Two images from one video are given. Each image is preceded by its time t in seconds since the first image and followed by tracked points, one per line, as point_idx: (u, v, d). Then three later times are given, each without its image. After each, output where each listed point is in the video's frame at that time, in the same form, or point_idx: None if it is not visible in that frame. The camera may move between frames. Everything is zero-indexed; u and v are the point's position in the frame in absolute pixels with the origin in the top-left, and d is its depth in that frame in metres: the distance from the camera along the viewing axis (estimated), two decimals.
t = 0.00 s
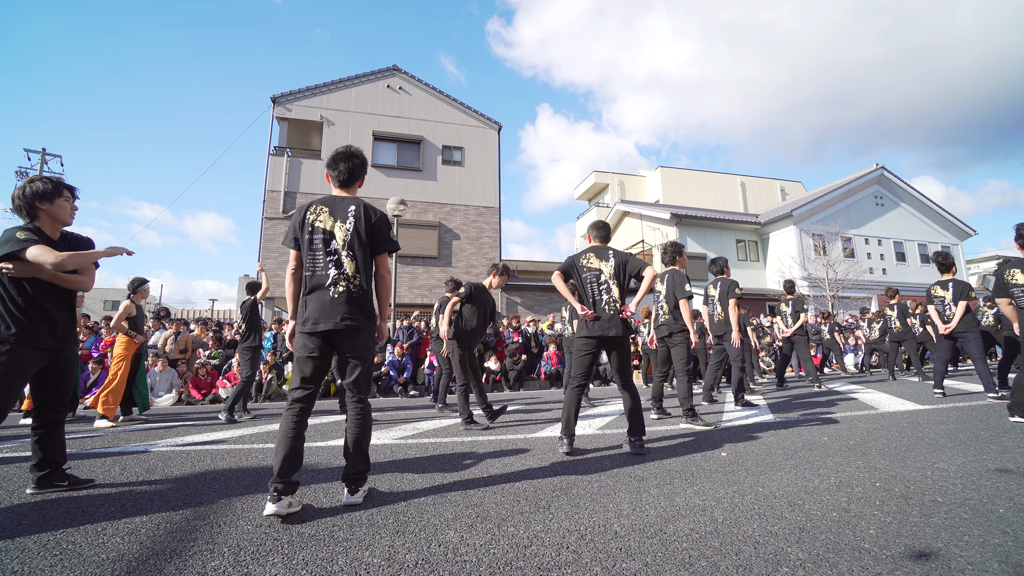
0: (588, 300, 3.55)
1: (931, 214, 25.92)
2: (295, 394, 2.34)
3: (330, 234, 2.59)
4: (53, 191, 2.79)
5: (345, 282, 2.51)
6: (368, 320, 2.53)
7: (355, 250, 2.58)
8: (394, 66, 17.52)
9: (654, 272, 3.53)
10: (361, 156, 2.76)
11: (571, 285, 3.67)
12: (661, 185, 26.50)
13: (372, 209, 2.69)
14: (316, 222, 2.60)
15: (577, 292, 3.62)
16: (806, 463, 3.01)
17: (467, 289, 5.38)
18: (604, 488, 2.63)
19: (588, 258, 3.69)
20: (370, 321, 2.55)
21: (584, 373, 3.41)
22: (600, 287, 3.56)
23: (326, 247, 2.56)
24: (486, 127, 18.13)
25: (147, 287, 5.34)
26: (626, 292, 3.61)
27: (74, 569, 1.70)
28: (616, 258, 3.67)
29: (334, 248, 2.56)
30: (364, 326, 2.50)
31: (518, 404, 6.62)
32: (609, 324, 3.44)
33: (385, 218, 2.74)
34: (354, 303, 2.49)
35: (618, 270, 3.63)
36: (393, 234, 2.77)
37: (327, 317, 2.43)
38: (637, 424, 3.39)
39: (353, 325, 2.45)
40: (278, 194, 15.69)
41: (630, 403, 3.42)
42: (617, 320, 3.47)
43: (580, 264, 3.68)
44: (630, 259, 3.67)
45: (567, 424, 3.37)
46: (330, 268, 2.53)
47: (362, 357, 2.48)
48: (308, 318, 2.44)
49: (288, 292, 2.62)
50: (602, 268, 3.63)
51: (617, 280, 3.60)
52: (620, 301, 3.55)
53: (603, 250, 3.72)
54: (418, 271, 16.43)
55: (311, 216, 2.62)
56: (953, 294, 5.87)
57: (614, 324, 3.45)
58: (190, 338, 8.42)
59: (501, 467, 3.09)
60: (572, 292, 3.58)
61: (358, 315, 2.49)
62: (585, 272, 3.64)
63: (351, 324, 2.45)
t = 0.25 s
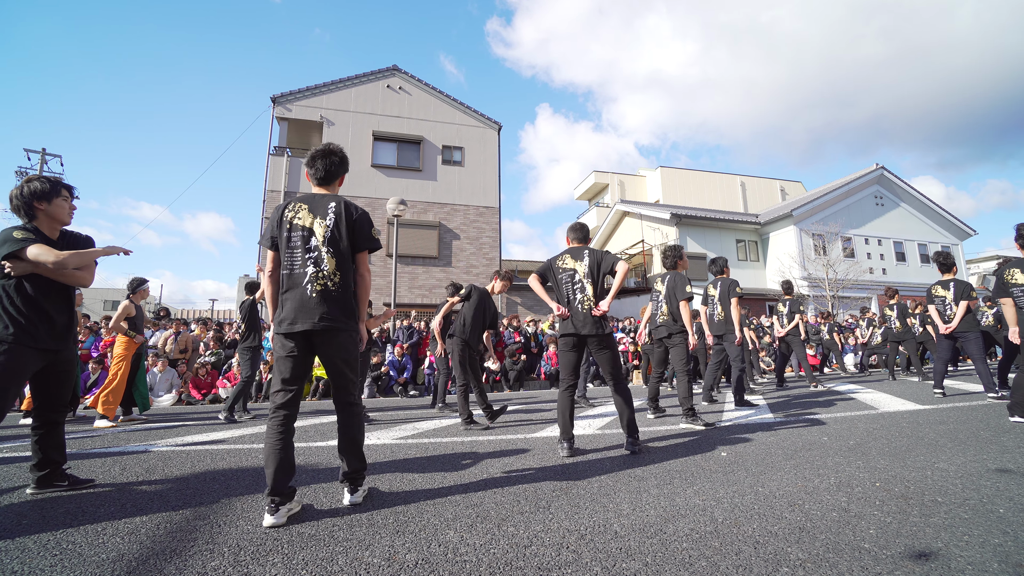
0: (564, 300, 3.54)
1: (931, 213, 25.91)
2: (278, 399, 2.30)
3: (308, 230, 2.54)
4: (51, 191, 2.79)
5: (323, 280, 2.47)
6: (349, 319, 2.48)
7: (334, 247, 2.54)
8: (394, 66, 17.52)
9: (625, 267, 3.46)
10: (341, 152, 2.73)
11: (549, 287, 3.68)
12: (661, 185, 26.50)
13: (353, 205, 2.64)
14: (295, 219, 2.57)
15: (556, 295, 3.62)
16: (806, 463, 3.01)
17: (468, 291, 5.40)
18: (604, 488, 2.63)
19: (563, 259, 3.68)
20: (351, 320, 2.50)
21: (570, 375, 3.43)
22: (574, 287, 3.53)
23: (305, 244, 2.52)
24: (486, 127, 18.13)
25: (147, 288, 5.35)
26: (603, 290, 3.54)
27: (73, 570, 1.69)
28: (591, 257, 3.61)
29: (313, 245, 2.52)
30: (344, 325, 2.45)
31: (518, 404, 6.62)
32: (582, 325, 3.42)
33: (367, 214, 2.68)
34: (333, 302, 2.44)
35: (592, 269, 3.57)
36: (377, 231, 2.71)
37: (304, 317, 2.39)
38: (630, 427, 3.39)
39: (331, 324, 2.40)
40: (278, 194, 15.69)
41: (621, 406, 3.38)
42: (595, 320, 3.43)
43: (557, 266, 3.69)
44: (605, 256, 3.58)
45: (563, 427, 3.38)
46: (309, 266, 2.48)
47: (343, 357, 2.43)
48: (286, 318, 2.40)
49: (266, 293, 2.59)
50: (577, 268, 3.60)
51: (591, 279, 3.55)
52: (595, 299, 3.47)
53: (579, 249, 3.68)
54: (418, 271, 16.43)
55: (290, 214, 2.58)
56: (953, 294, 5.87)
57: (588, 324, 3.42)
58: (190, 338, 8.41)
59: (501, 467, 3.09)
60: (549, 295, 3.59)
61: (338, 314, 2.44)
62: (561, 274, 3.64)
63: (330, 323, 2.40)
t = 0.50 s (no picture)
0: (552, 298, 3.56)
1: (931, 213, 25.92)
2: (273, 401, 2.29)
3: (294, 228, 2.52)
4: (49, 191, 2.78)
5: (311, 278, 2.44)
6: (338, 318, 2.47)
7: (321, 244, 2.51)
8: (394, 66, 17.52)
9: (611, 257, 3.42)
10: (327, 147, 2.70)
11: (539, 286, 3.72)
12: (661, 185, 26.50)
13: (340, 200, 2.59)
14: (281, 216, 2.55)
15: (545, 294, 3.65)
16: (806, 463, 3.01)
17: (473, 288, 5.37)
18: (604, 488, 2.63)
19: (551, 258, 3.71)
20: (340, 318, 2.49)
21: (566, 372, 3.42)
22: (561, 284, 3.55)
23: (291, 242, 2.50)
24: (486, 127, 18.13)
25: (147, 287, 5.34)
26: (590, 285, 3.50)
27: (73, 570, 1.69)
28: (578, 254, 3.60)
29: (300, 242, 2.50)
30: (333, 324, 2.44)
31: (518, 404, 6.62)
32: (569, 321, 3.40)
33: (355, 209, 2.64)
34: (322, 300, 2.43)
35: (579, 266, 3.55)
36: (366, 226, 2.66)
37: (293, 316, 2.37)
38: (610, 427, 3.27)
39: (320, 323, 2.39)
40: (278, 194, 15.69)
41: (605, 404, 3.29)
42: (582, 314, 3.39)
43: (546, 266, 3.73)
44: (590, 251, 3.56)
45: (562, 426, 3.38)
46: (296, 264, 2.47)
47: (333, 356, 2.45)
48: (274, 318, 2.39)
49: (251, 292, 2.58)
50: (563, 266, 3.61)
51: (577, 275, 3.53)
52: (582, 295, 3.46)
53: (566, 247, 3.70)
54: (418, 271, 16.43)
55: (275, 211, 2.56)
56: (953, 294, 5.87)
57: (575, 320, 3.38)
58: (190, 338, 8.40)
59: (501, 467, 3.09)
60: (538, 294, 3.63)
61: (327, 313, 2.43)
62: (549, 273, 3.68)
63: (318, 323, 2.38)
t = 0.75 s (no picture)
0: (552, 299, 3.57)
1: (931, 213, 25.92)
2: (272, 401, 2.30)
3: (286, 226, 2.52)
4: (50, 190, 2.78)
5: (301, 276, 2.43)
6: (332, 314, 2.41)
7: (311, 240, 2.48)
8: (394, 66, 17.52)
9: (610, 258, 3.42)
10: (320, 142, 2.68)
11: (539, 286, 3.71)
12: (661, 185, 26.50)
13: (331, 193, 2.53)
14: (275, 216, 2.57)
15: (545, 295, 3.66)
16: (806, 463, 3.01)
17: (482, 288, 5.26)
18: (604, 488, 2.63)
19: (551, 258, 3.70)
20: (335, 313, 2.43)
21: (564, 373, 3.42)
22: (561, 285, 3.55)
23: (284, 241, 2.50)
24: (486, 127, 18.13)
25: (148, 287, 5.34)
26: (591, 286, 3.49)
27: (73, 570, 1.69)
28: (578, 254, 3.61)
29: (290, 241, 2.50)
30: (327, 320, 2.39)
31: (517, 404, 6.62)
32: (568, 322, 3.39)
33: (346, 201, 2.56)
34: (312, 297, 2.39)
35: (578, 267, 3.56)
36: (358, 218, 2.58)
37: (285, 315, 2.36)
38: (590, 431, 3.16)
39: (312, 320, 2.36)
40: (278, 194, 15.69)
41: (593, 406, 3.24)
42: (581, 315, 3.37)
43: (545, 265, 3.72)
44: (591, 251, 3.57)
45: (562, 426, 3.38)
46: (288, 263, 2.47)
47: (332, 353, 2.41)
48: (269, 318, 2.41)
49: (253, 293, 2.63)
50: (563, 267, 3.62)
51: (577, 276, 3.53)
52: (581, 296, 3.46)
53: (566, 246, 3.69)
54: (418, 271, 16.43)
55: (269, 212, 2.59)
56: (954, 294, 5.87)
57: (574, 321, 3.37)
58: (190, 337, 8.35)
59: (501, 467, 3.09)
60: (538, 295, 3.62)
61: (319, 309, 2.39)
62: (549, 273, 3.67)
63: (309, 320, 2.35)
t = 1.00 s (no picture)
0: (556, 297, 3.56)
1: (931, 213, 25.92)
2: (278, 399, 2.32)
3: (285, 228, 2.53)
4: (53, 191, 2.79)
5: (296, 275, 2.40)
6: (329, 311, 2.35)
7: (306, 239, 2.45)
8: (394, 66, 17.52)
9: (621, 261, 3.37)
10: (319, 143, 2.67)
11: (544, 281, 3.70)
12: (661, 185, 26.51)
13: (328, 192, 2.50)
14: (276, 219, 2.59)
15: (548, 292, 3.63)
16: (806, 463, 3.01)
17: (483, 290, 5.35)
18: (604, 488, 2.63)
19: (559, 255, 3.69)
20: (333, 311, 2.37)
21: (565, 373, 3.44)
22: (567, 284, 3.54)
23: (283, 242, 2.50)
24: (486, 127, 18.13)
25: (148, 287, 5.34)
26: (596, 287, 3.50)
27: (73, 570, 1.69)
28: (586, 252, 3.59)
29: (288, 242, 2.49)
30: (320, 318, 2.32)
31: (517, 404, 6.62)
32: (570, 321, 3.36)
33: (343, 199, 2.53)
34: (309, 295, 2.34)
35: (586, 266, 3.54)
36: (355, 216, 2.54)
37: (280, 315, 2.33)
38: (586, 436, 3.15)
39: (308, 319, 2.30)
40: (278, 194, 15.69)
41: (591, 409, 3.24)
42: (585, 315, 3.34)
43: (553, 261, 3.72)
44: (601, 251, 3.55)
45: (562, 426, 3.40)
46: (288, 263, 2.45)
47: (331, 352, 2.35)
48: (268, 319, 2.40)
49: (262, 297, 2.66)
50: (571, 264, 3.61)
51: (585, 275, 3.52)
52: (586, 296, 3.45)
53: (575, 244, 3.67)
54: (418, 270, 16.43)
55: (273, 216, 2.62)
56: (953, 294, 5.87)
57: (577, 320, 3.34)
58: (190, 337, 8.37)
59: (501, 467, 3.09)
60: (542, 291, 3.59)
61: (312, 307, 2.33)
62: (556, 270, 3.67)
63: (305, 319, 2.30)
